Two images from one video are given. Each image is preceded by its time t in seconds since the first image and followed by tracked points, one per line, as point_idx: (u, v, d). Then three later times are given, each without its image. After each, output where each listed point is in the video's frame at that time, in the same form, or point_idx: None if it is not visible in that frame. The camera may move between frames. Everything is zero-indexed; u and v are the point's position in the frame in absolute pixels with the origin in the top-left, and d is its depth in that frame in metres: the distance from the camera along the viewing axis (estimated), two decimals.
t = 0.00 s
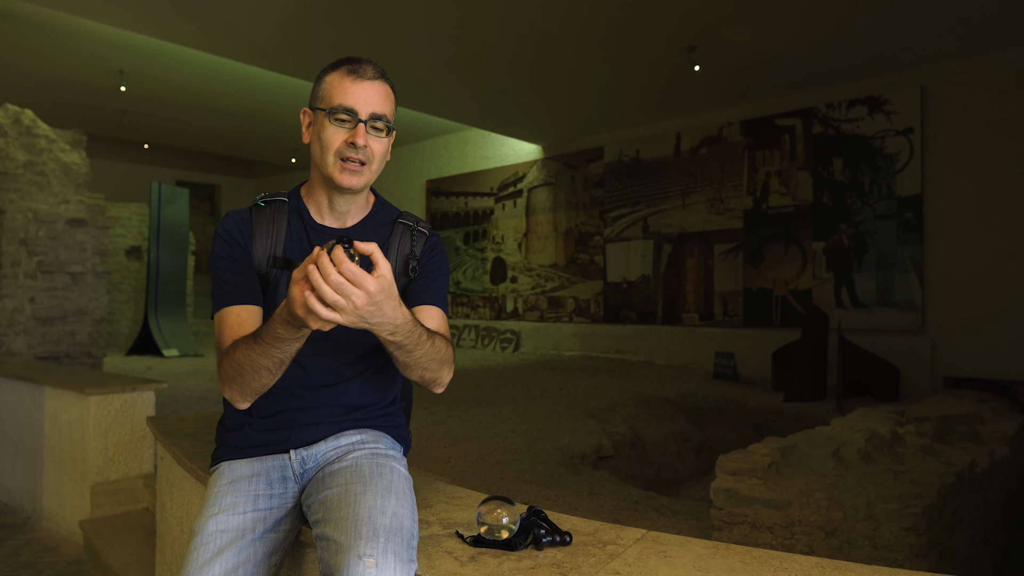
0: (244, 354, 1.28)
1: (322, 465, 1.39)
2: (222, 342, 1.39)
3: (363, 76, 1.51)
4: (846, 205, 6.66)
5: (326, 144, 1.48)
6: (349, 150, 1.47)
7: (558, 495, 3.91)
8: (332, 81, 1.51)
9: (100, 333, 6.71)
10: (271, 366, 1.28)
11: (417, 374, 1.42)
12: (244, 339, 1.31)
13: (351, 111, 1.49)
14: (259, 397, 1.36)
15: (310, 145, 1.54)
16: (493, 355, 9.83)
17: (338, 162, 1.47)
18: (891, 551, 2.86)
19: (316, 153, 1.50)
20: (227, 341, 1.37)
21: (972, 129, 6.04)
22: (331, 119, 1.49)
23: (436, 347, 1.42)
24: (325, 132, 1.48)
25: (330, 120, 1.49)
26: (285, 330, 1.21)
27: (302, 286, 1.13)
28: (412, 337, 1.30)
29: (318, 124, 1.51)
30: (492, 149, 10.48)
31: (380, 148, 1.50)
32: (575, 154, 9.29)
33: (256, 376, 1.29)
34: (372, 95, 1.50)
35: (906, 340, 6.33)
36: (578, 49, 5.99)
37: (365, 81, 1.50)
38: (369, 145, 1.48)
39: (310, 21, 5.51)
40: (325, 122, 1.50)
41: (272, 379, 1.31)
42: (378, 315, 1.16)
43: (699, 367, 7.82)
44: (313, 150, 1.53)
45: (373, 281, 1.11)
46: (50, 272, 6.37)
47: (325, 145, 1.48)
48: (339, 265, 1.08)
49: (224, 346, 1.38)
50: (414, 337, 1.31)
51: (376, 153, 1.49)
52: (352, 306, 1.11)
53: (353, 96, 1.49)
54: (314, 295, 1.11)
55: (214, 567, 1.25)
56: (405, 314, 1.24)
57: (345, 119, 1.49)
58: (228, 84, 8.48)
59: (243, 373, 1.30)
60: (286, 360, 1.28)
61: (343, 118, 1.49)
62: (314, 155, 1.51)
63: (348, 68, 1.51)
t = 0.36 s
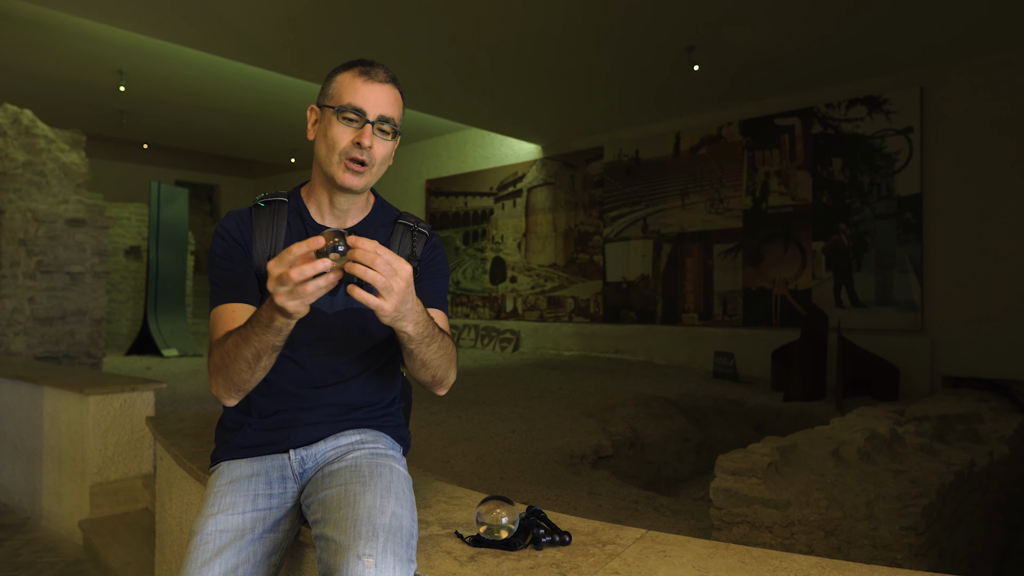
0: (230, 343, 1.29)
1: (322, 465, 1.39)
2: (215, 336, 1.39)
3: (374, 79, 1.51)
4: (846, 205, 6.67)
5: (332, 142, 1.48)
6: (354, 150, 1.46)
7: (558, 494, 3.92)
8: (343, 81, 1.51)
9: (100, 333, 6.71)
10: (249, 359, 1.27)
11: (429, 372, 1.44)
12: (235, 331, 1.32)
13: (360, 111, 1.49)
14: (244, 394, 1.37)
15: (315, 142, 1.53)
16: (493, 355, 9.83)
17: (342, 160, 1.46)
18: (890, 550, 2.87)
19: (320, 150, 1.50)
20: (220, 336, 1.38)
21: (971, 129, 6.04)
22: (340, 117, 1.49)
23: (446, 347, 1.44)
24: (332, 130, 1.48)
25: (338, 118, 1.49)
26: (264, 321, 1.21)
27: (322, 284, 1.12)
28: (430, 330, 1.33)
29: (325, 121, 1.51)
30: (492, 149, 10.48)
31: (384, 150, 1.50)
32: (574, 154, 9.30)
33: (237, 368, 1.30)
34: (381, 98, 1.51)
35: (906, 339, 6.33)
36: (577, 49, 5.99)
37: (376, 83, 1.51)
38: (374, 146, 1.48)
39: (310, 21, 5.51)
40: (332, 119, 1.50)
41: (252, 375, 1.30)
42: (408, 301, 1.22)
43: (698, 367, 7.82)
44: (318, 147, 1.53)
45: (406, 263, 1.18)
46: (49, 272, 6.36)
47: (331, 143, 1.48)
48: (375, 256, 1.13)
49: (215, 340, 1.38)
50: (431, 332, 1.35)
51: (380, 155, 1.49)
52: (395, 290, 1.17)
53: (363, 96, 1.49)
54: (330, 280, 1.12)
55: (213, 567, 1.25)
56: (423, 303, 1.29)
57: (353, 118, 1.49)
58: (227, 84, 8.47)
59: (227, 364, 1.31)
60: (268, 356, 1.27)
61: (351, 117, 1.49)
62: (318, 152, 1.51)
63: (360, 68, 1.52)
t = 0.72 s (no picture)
0: (228, 339, 1.30)
1: (322, 464, 1.39)
2: (212, 332, 1.38)
3: (372, 76, 1.51)
4: (846, 204, 6.66)
5: (329, 139, 1.48)
6: (350, 146, 1.46)
7: (558, 494, 3.91)
8: (341, 79, 1.52)
9: (100, 332, 6.71)
10: (240, 358, 1.27)
11: (416, 375, 1.43)
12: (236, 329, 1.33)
13: (356, 107, 1.49)
14: (237, 391, 1.37)
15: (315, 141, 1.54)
16: (493, 354, 9.83)
17: (338, 157, 1.46)
18: (890, 550, 2.87)
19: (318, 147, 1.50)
20: (217, 332, 1.37)
21: (972, 128, 6.03)
22: (336, 114, 1.49)
23: (438, 351, 1.43)
24: (328, 127, 1.49)
25: (335, 116, 1.49)
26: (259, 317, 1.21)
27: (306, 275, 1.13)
28: (419, 334, 1.31)
29: (324, 119, 1.52)
30: (492, 148, 10.47)
31: (381, 146, 1.49)
32: (574, 153, 9.30)
33: (229, 365, 1.30)
34: (379, 94, 1.50)
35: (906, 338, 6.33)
36: (578, 48, 5.99)
37: (373, 80, 1.50)
38: (370, 142, 1.47)
39: (309, 20, 5.51)
40: (330, 117, 1.50)
41: (242, 375, 1.30)
42: (398, 310, 1.20)
43: (699, 366, 7.82)
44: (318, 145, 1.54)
45: (402, 275, 1.15)
46: (49, 271, 6.35)
47: (328, 140, 1.48)
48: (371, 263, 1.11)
49: (212, 336, 1.38)
50: (420, 337, 1.33)
51: (378, 151, 1.48)
52: (383, 302, 1.15)
53: (360, 93, 1.49)
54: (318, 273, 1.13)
55: (212, 566, 1.25)
56: (415, 308, 1.27)
57: (350, 115, 1.49)
58: (227, 83, 8.47)
59: (221, 360, 1.31)
60: (261, 359, 1.27)
61: (348, 114, 1.49)
62: (318, 150, 1.51)
63: (358, 66, 1.52)
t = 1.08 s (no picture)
0: (231, 341, 1.29)
1: (321, 464, 1.39)
2: (212, 334, 1.38)
3: (370, 77, 1.51)
4: (846, 203, 6.66)
5: (327, 140, 1.48)
6: (349, 147, 1.46)
7: (558, 493, 3.91)
8: (339, 79, 1.51)
9: (99, 332, 6.71)
10: (245, 360, 1.27)
11: (429, 371, 1.45)
12: (238, 331, 1.32)
13: (355, 109, 1.48)
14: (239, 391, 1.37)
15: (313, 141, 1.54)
16: (493, 353, 9.82)
17: (337, 159, 1.46)
18: (890, 549, 2.87)
19: (316, 149, 1.50)
20: (217, 333, 1.37)
21: (972, 127, 6.03)
22: (335, 116, 1.49)
23: (449, 348, 1.44)
24: (327, 129, 1.48)
25: (333, 118, 1.49)
26: (268, 323, 1.21)
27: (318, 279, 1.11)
28: (436, 329, 1.33)
29: (323, 121, 1.51)
30: (491, 147, 10.47)
31: (380, 148, 1.49)
32: (574, 152, 9.29)
33: (233, 367, 1.29)
34: (377, 96, 1.50)
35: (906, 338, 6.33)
36: (578, 47, 5.98)
37: (372, 81, 1.50)
38: (370, 144, 1.47)
39: (308, 19, 5.50)
40: (328, 119, 1.50)
41: (247, 376, 1.30)
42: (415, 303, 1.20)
43: (698, 366, 7.82)
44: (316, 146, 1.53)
45: (416, 267, 1.15)
46: (49, 271, 6.35)
47: (327, 141, 1.48)
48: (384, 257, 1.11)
49: (212, 337, 1.37)
50: (437, 331, 1.35)
51: (377, 153, 1.48)
52: (399, 294, 1.14)
53: (358, 95, 1.49)
54: (332, 279, 1.12)
55: (211, 567, 1.25)
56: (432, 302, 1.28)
57: (348, 117, 1.49)
58: (227, 82, 8.47)
59: (225, 363, 1.30)
60: (266, 360, 1.27)
61: (347, 116, 1.49)
62: (316, 151, 1.51)
63: (356, 67, 1.51)
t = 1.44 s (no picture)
0: (233, 341, 1.29)
1: (321, 463, 1.39)
2: (214, 333, 1.38)
3: (372, 79, 1.50)
4: (846, 202, 6.66)
5: (328, 142, 1.47)
6: (350, 150, 1.46)
7: (557, 492, 3.91)
8: (341, 80, 1.50)
9: (98, 331, 6.71)
10: (250, 358, 1.27)
11: (433, 367, 1.45)
12: (240, 330, 1.32)
13: (357, 112, 1.48)
14: (243, 391, 1.36)
15: (313, 141, 1.53)
16: (492, 353, 9.83)
17: (336, 161, 1.46)
18: (889, 548, 2.88)
19: (317, 149, 1.49)
20: (219, 334, 1.37)
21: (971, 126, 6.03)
22: (336, 118, 1.48)
23: (448, 339, 1.45)
24: (328, 131, 1.48)
25: (334, 119, 1.48)
26: (269, 317, 1.21)
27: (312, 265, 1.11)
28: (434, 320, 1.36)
29: (323, 121, 1.50)
30: (491, 146, 10.47)
31: (380, 152, 1.49)
32: (573, 151, 9.29)
33: (238, 365, 1.29)
34: (379, 99, 1.49)
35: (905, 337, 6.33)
36: (577, 46, 5.98)
37: (374, 84, 1.49)
38: (370, 148, 1.47)
39: (307, 18, 5.49)
40: (329, 120, 1.49)
41: (251, 375, 1.30)
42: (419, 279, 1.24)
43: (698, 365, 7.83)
44: (316, 146, 1.53)
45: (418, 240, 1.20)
46: (48, 270, 6.34)
47: (328, 143, 1.47)
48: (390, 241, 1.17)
49: (215, 337, 1.37)
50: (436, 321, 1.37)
51: (377, 156, 1.48)
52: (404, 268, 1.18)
53: (360, 97, 1.48)
54: (322, 264, 1.12)
55: (211, 566, 1.25)
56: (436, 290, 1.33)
57: (349, 119, 1.48)
58: (226, 81, 8.46)
59: (228, 362, 1.30)
60: (271, 356, 1.27)
61: (348, 118, 1.48)
62: (316, 152, 1.51)
63: (359, 68, 1.50)
